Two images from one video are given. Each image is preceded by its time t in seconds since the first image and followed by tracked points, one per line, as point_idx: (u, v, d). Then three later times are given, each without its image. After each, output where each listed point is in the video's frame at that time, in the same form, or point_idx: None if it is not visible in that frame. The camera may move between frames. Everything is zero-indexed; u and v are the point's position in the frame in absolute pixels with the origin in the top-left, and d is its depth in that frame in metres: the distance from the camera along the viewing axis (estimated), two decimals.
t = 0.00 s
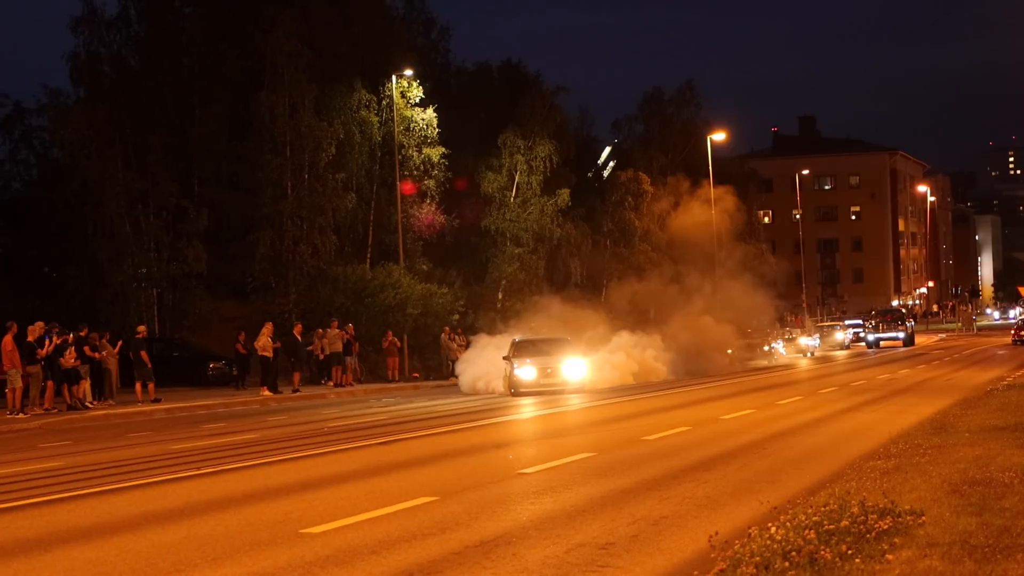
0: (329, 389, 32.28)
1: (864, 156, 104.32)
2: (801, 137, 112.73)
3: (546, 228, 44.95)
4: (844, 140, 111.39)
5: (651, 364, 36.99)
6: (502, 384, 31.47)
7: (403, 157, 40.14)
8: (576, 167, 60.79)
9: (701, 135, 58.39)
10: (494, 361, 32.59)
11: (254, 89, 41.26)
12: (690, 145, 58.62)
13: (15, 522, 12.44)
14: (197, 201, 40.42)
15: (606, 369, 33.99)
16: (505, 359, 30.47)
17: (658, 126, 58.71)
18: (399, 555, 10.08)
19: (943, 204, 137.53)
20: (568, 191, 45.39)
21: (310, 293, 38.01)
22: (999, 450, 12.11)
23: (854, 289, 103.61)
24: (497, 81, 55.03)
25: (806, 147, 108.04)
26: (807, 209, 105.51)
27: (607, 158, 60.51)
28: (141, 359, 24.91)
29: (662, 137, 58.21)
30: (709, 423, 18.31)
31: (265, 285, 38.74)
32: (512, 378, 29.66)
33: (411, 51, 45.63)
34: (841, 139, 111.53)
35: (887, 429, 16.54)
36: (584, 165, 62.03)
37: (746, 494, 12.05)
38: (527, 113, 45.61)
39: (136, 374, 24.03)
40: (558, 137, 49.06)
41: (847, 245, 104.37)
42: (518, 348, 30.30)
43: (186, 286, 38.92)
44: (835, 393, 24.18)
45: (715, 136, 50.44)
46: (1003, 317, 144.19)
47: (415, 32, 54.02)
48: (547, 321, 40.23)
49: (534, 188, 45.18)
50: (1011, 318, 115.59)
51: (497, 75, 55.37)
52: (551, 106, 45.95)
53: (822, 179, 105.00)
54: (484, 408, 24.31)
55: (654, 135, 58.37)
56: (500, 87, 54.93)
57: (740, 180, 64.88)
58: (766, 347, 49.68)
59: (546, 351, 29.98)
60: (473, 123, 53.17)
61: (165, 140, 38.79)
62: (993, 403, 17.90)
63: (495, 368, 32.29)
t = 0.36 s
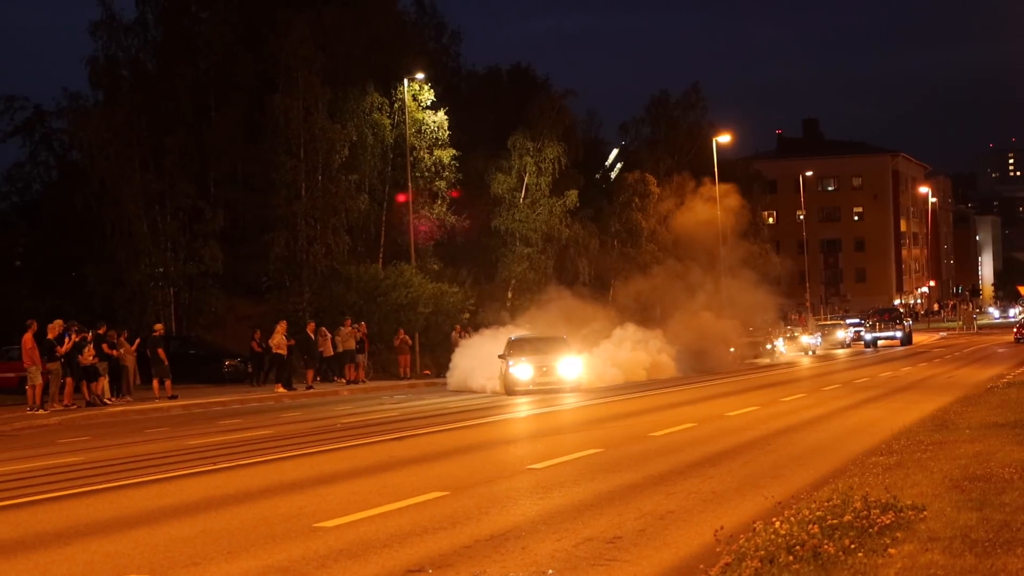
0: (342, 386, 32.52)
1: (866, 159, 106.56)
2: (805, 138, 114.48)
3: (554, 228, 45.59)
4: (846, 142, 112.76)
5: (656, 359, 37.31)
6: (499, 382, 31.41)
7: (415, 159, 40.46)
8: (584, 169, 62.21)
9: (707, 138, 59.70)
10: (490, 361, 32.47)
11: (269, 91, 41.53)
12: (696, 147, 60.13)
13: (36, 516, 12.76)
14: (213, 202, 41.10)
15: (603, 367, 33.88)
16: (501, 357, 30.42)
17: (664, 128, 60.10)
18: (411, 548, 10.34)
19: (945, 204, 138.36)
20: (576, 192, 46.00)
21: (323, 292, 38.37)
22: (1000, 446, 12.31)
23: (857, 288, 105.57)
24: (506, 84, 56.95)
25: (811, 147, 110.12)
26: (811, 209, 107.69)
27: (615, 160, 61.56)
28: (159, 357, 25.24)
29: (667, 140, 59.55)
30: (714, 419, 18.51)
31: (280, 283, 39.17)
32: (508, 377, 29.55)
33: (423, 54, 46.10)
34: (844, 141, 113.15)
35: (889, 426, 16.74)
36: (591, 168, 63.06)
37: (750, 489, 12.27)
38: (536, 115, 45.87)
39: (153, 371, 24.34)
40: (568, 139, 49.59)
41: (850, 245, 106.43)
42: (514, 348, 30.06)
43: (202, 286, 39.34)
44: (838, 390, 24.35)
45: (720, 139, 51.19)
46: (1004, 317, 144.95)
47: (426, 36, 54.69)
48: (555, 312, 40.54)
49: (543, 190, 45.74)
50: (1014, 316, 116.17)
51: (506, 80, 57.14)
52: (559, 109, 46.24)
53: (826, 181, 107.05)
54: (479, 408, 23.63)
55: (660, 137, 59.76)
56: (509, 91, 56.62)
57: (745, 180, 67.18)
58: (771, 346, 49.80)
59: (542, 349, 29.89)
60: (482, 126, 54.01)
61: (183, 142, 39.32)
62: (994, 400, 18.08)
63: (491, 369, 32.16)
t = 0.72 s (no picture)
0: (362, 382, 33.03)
1: (875, 159, 109.86)
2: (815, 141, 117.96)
3: (571, 228, 45.94)
4: (855, 144, 116.03)
5: (668, 354, 37.54)
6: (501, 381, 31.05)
7: (434, 161, 41.00)
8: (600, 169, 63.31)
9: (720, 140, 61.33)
10: (492, 358, 32.27)
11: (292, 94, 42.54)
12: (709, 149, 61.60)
13: (67, 508, 13.15)
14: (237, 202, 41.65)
15: (605, 362, 33.60)
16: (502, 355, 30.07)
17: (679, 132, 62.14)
18: (430, 540, 10.65)
19: (955, 204, 139.54)
20: (592, 193, 46.44)
21: (345, 289, 38.87)
22: (1006, 441, 12.53)
23: (866, 287, 109.21)
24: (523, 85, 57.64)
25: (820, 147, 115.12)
26: (822, 210, 111.24)
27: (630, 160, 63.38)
28: (185, 353, 25.66)
29: (680, 142, 60.85)
30: (726, 415, 18.77)
31: (303, 282, 39.69)
32: (507, 375, 29.16)
33: (443, 59, 46.79)
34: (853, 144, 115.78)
35: (898, 421, 16.98)
36: (607, 168, 64.23)
37: (762, 484, 12.54)
38: (553, 119, 46.75)
39: (179, 367, 24.80)
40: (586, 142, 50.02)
41: (860, 245, 109.79)
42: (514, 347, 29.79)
43: (227, 284, 39.65)
44: (848, 386, 24.55)
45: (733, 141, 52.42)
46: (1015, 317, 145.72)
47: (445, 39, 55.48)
48: (573, 305, 41.11)
49: (560, 190, 46.25)
50: None
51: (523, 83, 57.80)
52: (576, 112, 47.08)
53: (837, 181, 111.06)
54: (483, 406, 23.05)
55: (674, 140, 61.06)
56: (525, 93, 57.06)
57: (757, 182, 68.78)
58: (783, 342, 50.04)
59: (542, 348, 29.41)
60: (501, 127, 54.56)
61: (208, 144, 39.87)
62: (1000, 396, 18.30)
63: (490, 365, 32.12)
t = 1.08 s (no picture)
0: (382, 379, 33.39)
1: (886, 160, 111.11)
2: (827, 142, 118.66)
3: (588, 228, 46.07)
4: (870, 145, 116.65)
5: (680, 349, 37.81)
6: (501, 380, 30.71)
7: (453, 162, 41.52)
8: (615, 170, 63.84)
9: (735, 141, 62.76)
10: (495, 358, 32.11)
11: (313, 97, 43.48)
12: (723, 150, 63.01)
13: (94, 502, 13.46)
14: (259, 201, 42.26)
15: (613, 354, 33.85)
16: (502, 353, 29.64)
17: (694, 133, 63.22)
18: (450, 535, 10.88)
19: (966, 204, 140.01)
20: (608, 193, 46.72)
21: (365, 287, 39.07)
22: (1017, 438, 12.68)
23: (879, 286, 110.07)
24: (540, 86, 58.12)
25: (833, 148, 116.00)
26: (834, 210, 112.14)
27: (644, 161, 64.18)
28: (209, 351, 25.98)
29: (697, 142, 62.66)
30: (741, 412, 18.93)
31: (324, 280, 40.17)
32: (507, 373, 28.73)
33: (461, 61, 47.35)
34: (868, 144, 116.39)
35: (910, 418, 17.15)
36: (622, 169, 64.88)
37: (775, 479, 12.74)
38: (570, 121, 46.85)
39: (202, 364, 25.14)
40: (601, 143, 50.44)
41: (872, 244, 110.82)
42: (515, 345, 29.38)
43: (249, 282, 40.05)
44: (861, 383, 24.71)
45: (747, 142, 52.73)
46: None
47: (463, 42, 56.05)
48: (589, 304, 41.17)
49: (576, 190, 46.51)
50: None
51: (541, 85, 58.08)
52: (593, 113, 47.12)
53: (849, 181, 111.93)
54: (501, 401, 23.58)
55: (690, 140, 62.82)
56: (543, 94, 57.25)
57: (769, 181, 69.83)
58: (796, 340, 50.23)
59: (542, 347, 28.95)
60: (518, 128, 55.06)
61: (229, 145, 40.59)
62: (1012, 394, 18.43)
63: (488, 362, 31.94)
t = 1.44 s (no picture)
0: (412, 377, 33.64)
1: (910, 159, 110.66)
2: (851, 141, 118.34)
3: (614, 227, 46.25)
4: (894, 144, 116.27)
5: (704, 346, 37.83)
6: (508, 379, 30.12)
7: (481, 162, 41.87)
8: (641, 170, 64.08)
9: (759, 142, 62.87)
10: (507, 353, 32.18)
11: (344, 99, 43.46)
12: (747, 151, 63.18)
13: (130, 497, 13.76)
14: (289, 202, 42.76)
15: (633, 348, 33.90)
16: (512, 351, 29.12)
17: (718, 133, 63.29)
18: (479, 530, 11.08)
19: (989, 204, 139.43)
20: (634, 193, 46.83)
21: (394, 286, 39.45)
22: None
23: (901, 284, 109.86)
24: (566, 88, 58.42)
25: (857, 147, 115.65)
26: (858, 209, 111.84)
27: (669, 161, 64.52)
28: (240, 348, 26.37)
29: (721, 144, 62.97)
30: (765, 409, 19.02)
31: (353, 280, 40.75)
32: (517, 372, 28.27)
33: (488, 63, 47.71)
34: (892, 143, 115.92)
35: (934, 415, 17.22)
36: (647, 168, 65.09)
37: (800, 476, 12.87)
38: (596, 121, 46.90)
39: (235, 361, 25.49)
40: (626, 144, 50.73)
41: (896, 244, 110.38)
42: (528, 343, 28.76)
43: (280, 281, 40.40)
44: (884, 381, 24.76)
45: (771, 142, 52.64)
46: None
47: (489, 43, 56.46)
48: (613, 299, 41.27)
49: (603, 190, 46.54)
50: None
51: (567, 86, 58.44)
52: (619, 114, 47.40)
53: (872, 181, 111.60)
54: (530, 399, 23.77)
55: (714, 141, 63.13)
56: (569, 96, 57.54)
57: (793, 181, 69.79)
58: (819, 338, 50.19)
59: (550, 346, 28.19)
60: (544, 130, 55.41)
61: (261, 147, 41.25)
62: None
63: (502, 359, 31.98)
